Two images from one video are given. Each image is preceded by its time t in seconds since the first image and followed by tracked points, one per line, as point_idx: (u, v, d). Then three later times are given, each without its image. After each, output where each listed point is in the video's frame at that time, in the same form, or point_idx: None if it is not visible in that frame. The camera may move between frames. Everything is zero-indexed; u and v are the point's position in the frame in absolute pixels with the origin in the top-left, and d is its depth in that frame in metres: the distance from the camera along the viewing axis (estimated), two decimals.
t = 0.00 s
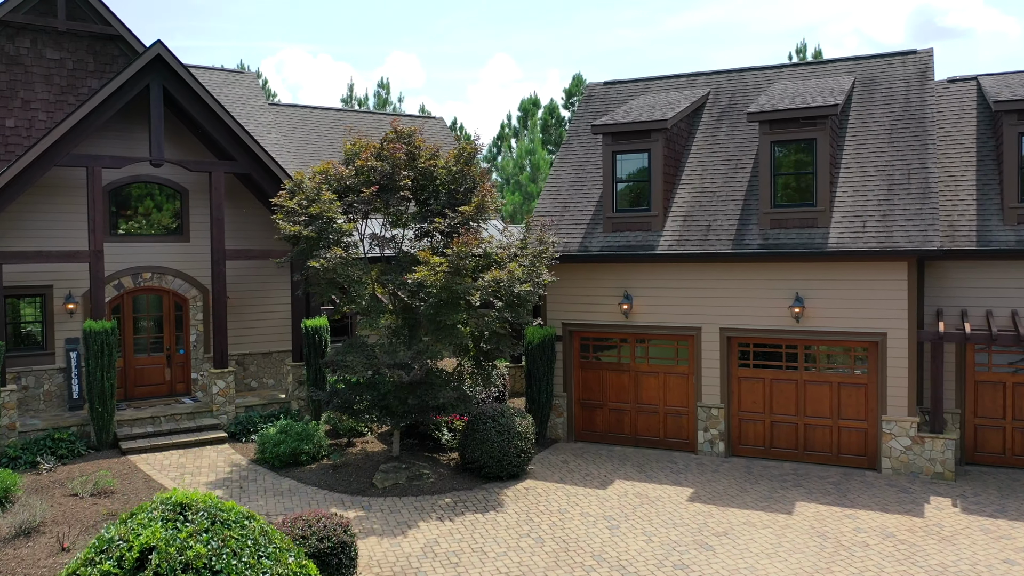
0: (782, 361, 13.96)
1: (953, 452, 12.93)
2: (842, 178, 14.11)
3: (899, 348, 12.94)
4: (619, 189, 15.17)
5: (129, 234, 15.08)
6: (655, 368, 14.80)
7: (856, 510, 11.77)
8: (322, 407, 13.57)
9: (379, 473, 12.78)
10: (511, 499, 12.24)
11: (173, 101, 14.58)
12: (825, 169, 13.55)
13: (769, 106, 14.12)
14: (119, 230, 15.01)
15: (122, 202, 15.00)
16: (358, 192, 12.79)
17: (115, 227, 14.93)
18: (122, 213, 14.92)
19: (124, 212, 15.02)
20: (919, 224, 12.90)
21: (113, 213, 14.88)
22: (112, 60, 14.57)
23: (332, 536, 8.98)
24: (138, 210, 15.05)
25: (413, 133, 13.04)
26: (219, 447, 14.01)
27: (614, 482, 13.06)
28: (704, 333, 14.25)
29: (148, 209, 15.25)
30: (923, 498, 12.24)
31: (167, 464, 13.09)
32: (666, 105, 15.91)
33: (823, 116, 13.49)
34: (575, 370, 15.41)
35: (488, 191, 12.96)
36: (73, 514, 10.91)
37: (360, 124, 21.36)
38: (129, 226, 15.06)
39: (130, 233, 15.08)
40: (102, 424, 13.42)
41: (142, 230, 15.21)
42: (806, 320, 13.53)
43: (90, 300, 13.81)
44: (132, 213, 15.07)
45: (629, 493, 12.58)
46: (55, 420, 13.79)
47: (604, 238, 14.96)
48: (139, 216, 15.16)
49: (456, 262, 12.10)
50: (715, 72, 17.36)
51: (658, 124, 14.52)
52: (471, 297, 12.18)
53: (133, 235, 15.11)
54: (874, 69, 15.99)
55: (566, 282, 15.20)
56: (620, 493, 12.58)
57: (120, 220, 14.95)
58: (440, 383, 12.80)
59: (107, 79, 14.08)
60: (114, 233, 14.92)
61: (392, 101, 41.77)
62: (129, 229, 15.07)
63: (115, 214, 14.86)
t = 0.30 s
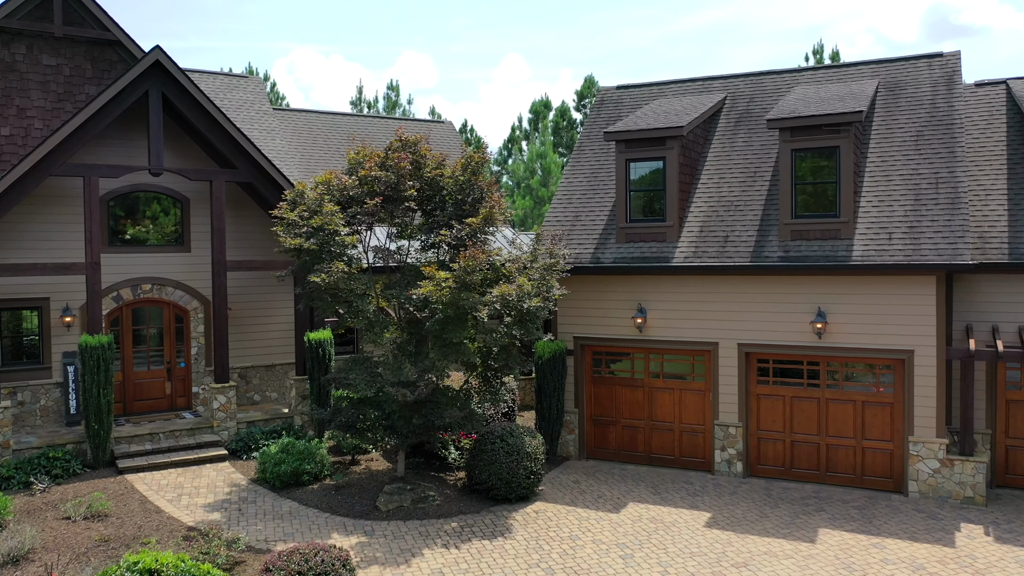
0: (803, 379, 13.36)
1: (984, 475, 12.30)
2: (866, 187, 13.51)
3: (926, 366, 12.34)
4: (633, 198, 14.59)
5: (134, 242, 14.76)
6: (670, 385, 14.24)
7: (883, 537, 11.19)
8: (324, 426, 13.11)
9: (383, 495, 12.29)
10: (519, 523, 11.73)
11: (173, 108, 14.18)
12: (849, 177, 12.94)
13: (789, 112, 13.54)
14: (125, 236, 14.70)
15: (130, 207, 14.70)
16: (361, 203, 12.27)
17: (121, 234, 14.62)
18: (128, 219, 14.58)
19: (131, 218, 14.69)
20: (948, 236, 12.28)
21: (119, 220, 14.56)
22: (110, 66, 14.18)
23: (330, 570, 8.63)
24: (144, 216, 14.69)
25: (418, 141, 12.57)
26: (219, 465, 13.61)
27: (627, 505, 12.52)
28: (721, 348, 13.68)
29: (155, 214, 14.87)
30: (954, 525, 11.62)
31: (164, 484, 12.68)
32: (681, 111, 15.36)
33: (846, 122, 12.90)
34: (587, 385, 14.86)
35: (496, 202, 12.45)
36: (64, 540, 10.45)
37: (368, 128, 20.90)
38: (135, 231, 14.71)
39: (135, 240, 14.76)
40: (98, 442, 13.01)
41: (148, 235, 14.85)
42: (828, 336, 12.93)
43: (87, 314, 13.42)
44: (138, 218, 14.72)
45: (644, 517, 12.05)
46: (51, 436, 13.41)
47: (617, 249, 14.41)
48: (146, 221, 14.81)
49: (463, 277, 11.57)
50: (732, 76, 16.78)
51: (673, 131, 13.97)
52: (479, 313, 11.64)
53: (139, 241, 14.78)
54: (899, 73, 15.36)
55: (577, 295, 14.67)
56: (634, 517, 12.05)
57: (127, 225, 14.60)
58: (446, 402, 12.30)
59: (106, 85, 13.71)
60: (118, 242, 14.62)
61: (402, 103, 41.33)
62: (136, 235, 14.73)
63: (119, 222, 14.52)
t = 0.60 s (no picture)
0: (824, 398, 12.76)
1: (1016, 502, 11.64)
2: (890, 197, 12.90)
3: (954, 386, 11.72)
4: (646, 208, 14.01)
5: (138, 248, 14.37)
6: (684, 402, 13.68)
7: (909, 569, 10.59)
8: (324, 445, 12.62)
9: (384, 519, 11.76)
10: (526, 550, 11.19)
11: (170, 116, 13.74)
12: (873, 187, 12.33)
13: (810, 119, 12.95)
14: (128, 243, 14.31)
15: (134, 213, 14.35)
16: (362, 215, 11.77)
17: (124, 239, 14.23)
18: (132, 224, 14.21)
19: (135, 223, 14.34)
20: (978, 249, 11.65)
21: (122, 225, 14.20)
22: (105, 72, 13.75)
23: None
24: (148, 221, 14.34)
25: (422, 150, 12.06)
26: (216, 485, 13.14)
27: (640, 531, 11.97)
28: (738, 365, 13.11)
29: (159, 220, 14.52)
30: (985, 555, 10.99)
31: (159, 505, 12.22)
32: (696, 117, 14.79)
33: (871, 130, 12.29)
34: (598, 402, 14.31)
35: (503, 213, 11.92)
36: (51, 567, 9.94)
37: (373, 134, 20.43)
38: (139, 236, 14.34)
39: (139, 245, 14.36)
40: (91, 462, 12.58)
41: (151, 241, 14.48)
42: (851, 353, 12.33)
43: (81, 328, 12.99)
44: (142, 223, 14.36)
45: (657, 544, 11.49)
46: (44, 455, 12.99)
47: (629, 262, 13.85)
48: (149, 226, 14.46)
49: (468, 293, 11.02)
50: (747, 80, 16.20)
51: (687, 138, 13.42)
52: (484, 330, 11.11)
53: (143, 247, 14.38)
54: (923, 76, 14.72)
55: (588, 308, 14.12)
56: (646, 544, 11.50)
57: (130, 230, 14.23)
58: (450, 423, 11.79)
59: (101, 92, 13.28)
60: (121, 249, 14.23)
61: (409, 105, 40.88)
62: (139, 240, 14.35)
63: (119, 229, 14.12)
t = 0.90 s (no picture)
0: (845, 421, 12.18)
1: None
2: (913, 210, 12.30)
3: (983, 411, 11.12)
4: (657, 221, 13.46)
5: (140, 254, 13.94)
6: (697, 423, 13.12)
7: None
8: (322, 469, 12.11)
9: (384, 548, 11.19)
10: None
11: (163, 125, 13.27)
12: (896, 201, 11.75)
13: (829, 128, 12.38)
14: (129, 249, 13.88)
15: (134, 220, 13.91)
16: (361, 230, 11.26)
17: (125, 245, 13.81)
18: (134, 229, 13.80)
19: (136, 229, 13.90)
20: (1009, 267, 11.05)
21: (123, 230, 13.77)
22: (97, 80, 13.29)
23: None
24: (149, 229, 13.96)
25: (423, 162, 11.54)
26: (209, 508, 12.66)
27: (651, 561, 11.41)
28: (754, 386, 12.54)
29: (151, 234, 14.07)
30: None
31: (149, 531, 11.75)
32: (708, 126, 14.22)
33: (894, 140, 11.71)
34: (607, 422, 13.77)
35: (507, 229, 11.39)
36: None
37: (375, 141, 19.94)
38: (141, 242, 13.92)
39: (140, 252, 13.93)
40: (80, 485, 12.11)
41: (153, 247, 14.06)
42: (872, 375, 11.75)
43: (71, 346, 12.54)
44: (143, 230, 13.94)
45: None
46: (32, 477, 12.53)
47: (639, 276, 13.30)
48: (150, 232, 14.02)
49: (471, 313, 10.49)
50: (762, 86, 15.63)
51: (701, 148, 12.86)
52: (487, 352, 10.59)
53: (144, 254, 13.95)
54: (947, 83, 14.11)
55: (596, 325, 13.58)
56: None
57: (132, 236, 13.81)
58: (452, 447, 11.26)
59: (91, 101, 12.82)
60: (121, 256, 13.78)
61: (415, 108, 40.37)
62: (141, 246, 13.93)
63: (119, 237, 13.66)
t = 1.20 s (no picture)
0: (866, 448, 11.59)
1: None
2: (939, 227, 11.71)
3: (1014, 440, 10.52)
4: (669, 236, 12.90)
5: (140, 261, 13.56)
6: (710, 448, 12.55)
7: None
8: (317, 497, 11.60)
9: None
10: None
11: (155, 137, 12.78)
12: (921, 217, 11.16)
13: (849, 141, 11.80)
14: (128, 256, 13.49)
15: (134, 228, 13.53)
16: (358, 248, 10.75)
17: (125, 251, 13.41)
18: (134, 235, 13.42)
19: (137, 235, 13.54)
20: None
21: (123, 237, 13.38)
22: (86, 89, 12.82)
23: None
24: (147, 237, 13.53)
25: (423, 177, 11.02)
26: (202, 536, 12.16)
27: None
28: (770, 410, 11.97)
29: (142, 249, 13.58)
30: None
31: (138, 562, 11.25)
32: (721, 136, 13.65)
33: (918, 154, 11.12)
34: (615, 445, 13.21)
35: (512, 247, 10.86)
36: None
37: (377, 149, 19.43)
38: (141, 248, 13.54)
39: (140, 258, 13.55)
40: (67, 513, 11.62)
41: (153, 254, 13.67)
42: (895, 401, 11.16)
43: (59, 368, 12.06)
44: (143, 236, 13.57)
45: None
46: (18, 503, 12.05)
47: (649, 294, 12.75)
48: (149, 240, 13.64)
49: (473, 338, 9.96)
50: (777, 94, 15.04)
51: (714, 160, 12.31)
52: (490, 378, 10.06)
53: (145, 260, 13.58)
54: (971, 91, 13.50)
55: (605, 344, 13.03)
56: None
57: (132, 242, 13.44)
58: (454, 477, 10.74)
59: (80, 111, 12.34)
60: (121, 262, 13.39)
61: (420, 112, 39.89)
62: (142, 252, 13.56)
63: (118, 242, 13.28)
